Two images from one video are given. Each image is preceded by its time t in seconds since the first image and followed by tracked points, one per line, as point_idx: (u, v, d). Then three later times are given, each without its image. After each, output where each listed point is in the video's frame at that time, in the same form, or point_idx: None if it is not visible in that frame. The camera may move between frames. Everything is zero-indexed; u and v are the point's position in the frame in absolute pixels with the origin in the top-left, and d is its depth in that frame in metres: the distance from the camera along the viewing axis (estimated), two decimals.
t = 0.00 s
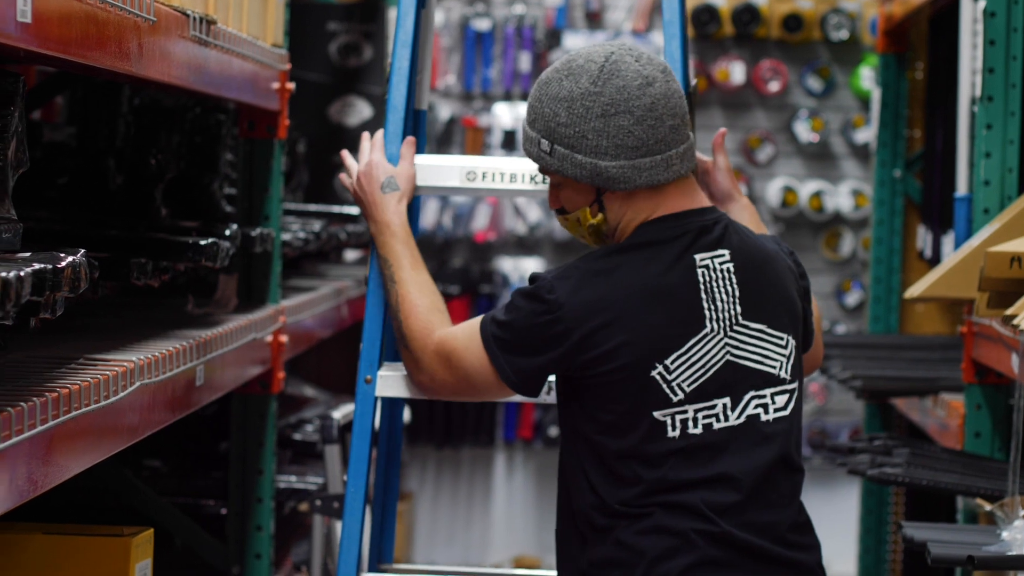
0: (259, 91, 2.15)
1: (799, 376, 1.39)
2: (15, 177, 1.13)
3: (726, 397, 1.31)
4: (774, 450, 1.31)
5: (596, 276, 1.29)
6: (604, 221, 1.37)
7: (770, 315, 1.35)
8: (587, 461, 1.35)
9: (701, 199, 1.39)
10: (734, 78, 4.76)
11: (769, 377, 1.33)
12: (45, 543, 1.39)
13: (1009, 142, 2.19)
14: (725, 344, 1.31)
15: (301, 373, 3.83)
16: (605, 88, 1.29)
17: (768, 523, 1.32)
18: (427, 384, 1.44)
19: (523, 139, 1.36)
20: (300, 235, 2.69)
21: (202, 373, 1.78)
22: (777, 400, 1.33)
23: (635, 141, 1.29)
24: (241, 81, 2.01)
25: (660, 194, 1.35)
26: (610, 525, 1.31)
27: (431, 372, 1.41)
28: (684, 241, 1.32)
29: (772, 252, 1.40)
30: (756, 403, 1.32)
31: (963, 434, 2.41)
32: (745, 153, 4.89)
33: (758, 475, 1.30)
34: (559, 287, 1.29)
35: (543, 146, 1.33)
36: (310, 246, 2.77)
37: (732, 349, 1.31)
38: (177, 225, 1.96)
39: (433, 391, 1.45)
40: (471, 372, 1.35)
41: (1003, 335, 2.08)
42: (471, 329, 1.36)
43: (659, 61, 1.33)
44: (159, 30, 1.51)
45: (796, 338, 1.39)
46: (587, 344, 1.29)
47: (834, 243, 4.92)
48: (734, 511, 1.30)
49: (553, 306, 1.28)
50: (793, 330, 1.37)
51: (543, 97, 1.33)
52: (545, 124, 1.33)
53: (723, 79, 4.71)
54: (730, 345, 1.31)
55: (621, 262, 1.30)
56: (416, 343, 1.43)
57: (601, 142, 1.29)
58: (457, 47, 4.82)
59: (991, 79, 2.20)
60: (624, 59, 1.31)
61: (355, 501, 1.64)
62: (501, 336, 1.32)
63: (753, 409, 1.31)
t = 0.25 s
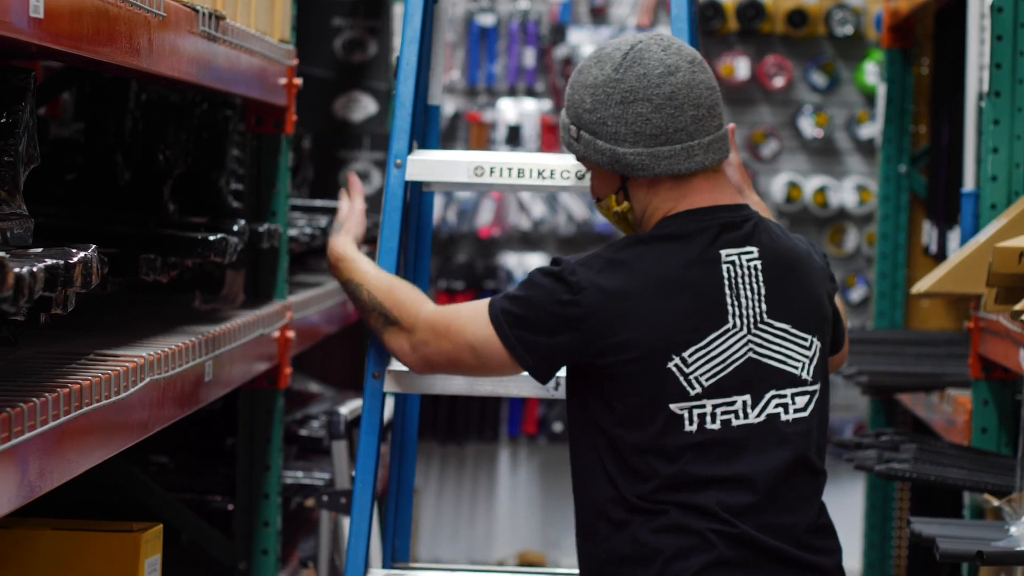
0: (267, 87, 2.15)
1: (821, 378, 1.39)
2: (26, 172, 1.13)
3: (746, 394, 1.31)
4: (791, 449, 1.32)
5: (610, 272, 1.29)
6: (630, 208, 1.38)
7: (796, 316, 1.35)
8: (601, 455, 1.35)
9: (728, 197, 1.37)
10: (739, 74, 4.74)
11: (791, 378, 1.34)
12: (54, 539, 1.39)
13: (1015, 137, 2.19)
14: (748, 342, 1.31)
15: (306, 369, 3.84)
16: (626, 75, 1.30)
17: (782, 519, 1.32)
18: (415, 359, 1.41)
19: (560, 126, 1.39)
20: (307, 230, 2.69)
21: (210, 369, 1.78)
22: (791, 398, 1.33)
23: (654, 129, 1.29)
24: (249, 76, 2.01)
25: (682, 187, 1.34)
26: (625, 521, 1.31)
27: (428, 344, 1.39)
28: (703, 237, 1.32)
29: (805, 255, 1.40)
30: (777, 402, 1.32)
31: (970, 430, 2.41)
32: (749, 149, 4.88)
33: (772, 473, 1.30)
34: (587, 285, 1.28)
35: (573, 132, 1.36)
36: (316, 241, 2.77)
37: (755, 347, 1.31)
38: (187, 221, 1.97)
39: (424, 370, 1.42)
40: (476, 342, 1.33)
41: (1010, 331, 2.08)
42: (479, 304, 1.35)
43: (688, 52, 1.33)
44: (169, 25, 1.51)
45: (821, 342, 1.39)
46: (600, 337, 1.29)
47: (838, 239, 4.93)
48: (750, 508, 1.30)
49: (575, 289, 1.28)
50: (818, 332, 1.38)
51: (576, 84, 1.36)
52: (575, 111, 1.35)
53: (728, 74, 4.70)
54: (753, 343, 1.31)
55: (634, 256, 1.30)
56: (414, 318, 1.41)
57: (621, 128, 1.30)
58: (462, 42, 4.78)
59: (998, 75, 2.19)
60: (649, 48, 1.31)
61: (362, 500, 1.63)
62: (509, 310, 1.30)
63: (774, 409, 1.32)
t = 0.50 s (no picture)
0: (264, 87, 2.15)
1: (818, 379, 1.38)
2: (28, 173, 1.13)
3: (739, 394, 1.31)
4: (783, 451, 1.32)
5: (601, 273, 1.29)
6: (626, 207, 1.39)
7: (791, 317, 1.34)
8: (601, 459, 1.36)
9: (723, 198, 1.37)
10: (734, 73, 4.74)
11: (784, 378, 1.33)
12: (55, 539, 1.39)
13: (1013, 138, 2.19)
14: (740, 342, 1.31)
15: (302, 369, 3.84)
16: (617, 74, 1.30)
17: (778, 521, 1.32)
18: (403, 355, 1.40)
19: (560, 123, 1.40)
20: (305, 230, 2.70)
21: (210, 370, 1.78)
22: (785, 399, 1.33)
23: (643, 129, 1.29)
24: (247, 76, 2.01)
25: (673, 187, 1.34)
26: (625, 523, 1.32)
27: (416, 338, 1.38)
28: (695, 235, 1.31)
29: (806, 254, 1.38)
30: (771, 403, 1.32)
31: (968, 430, 2.41)
32: (746, 149, 4.88)
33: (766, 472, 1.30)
34: (578, 281, 1.28)
35: (569, 129, 1.37)
36: (314, 242, 2.77)
37: (748, 347, 1.31)
38: (186, 222, 1.97)
39: (411, 366, 1.40)
40: (463, 333, 1.32)
41: (1009, 331, 2.08)
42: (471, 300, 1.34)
43: (685, 52, 1.32)
44: (170, 25, 1.51)
45: (820, 343, 1.38)
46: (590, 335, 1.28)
47: (834, 239, 4.92)
48: (745, 510, 1.30)
49: (565, 283, 1.28)
50: (815, 332, 1.37)
51: (574, 82, 1.36)
52: (571, 109, 1.36)
53: (723, 75, 4.70)
54: (746, 343, 1.31)
55: (626, 255, 1.30)
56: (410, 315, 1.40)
57: (611, 127, 1.31)
58: (459, 43, 4.80)
59: (996, 75, 2.20)
60: (644, 48, 1.31)
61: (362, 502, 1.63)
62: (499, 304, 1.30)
63: (768, 409, 1.32)
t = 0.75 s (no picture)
0: (264, 85, 2.14)
1: (795, 374, 1.31)
2: (30, 171, 1.13)
3: (709, 392, 1.26)
4: (756, 450, 1.26)
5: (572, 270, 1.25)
6: (595, 204, 1.35)
7: (762, 311, 1.28)
8: (574, 459, 1.30)
9: (691, 194, 1.31)
10: (731, 72, 4.74)
11: (756, 375, 1.28)
12: (57, 538, 1.39)
13: (1012, 136, 2.20)
14: (709, 339, 1.26)
15: (299, 367, 3.84)
16: (581, 70, 1.26)
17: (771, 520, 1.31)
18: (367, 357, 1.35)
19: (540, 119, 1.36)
20: (303, 228, 2.70)
21: (210, 368, 1.78)
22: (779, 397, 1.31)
23: (605, 126, 1.25)
24: (247, 74, 2.00)
25: (637, 185, 1.29)
26: (600, 523, 1.27)
27: (382, 339, 1.33)
28: (662, 230, 1.26)
29: (782, 249, 1.31)
30: (742, 400, 1.27)
31: (966, 428, 2.40)
32: (743, 147, 4.88)
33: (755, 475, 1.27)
34: (545, 281, 1.23)
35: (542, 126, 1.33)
36: (313, 240, 2.77)
37: (717, 344, 1.26)
38: (185, 220, 1.96)
39: (375, 371, 1.35)
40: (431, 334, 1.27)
41: (1009, 329, 2.08)
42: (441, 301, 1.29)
43: (651, 49, 1.27)
44: (171, 24, 1.51)
45: (795, 338, 1.31)
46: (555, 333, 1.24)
47: (831, 237, 4.93)
48: (719, 508, 1.26)
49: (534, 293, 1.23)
50: (791, 327, 1.30)
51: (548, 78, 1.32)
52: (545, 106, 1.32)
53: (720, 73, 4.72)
54: (715, 340, 1.26)
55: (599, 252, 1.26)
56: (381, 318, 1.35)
57: (575, 124, 1.27)
58: (455, 41, 4.81)
59: (994, 73, 2.20)
60: (610, 44, 1.26)
61: (362, 500, 1.64)
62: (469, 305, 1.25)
63: (738, 406, 1.26)
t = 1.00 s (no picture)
0: (265, 83, 2.15)
1: (758, 366, 1.32)
2: (34, 169, 1.13)
3: (666, 386, 1.28)
4: (716, 441, 1.28)
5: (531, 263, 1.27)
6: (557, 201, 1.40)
7: (720, 305, 1.29)
8: (558, 454, 1.33)
9: (651, 190, 1.34)
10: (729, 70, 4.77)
11: (715, 369, 1.29)
12: (60, 536, 1.39)
13: (1012, 134, 2.20)
14: (665, 334, 1.27)
15: (299, 365, 3.83)
16: (540, 67, 1.30)
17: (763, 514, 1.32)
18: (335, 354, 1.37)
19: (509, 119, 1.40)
20: (303, 226, 2.70)
21: (212, 365, 1.79)
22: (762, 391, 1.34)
23: (563, 120, 1.28)
24: (249, 72, 2.01)
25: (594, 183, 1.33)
26: (578, 515, 1.30)
27: (351, 335, 1.36)
28: (614, 227, 1.29)
29: (743, 245, 1.32)
30: (700, 394, 1.28)
31: (966, 426, 2.40)
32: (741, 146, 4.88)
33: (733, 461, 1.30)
34: (504, 274, 1.26)
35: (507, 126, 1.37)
36: (314, 237, 2.78)
37: (673, 339, 1.28)
38: (188, 218, 1.97)
39: (343, 366, 1.37)
40: (397, 329, 1.30)
41: (1009, 328, 2.08)
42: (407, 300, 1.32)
43: (612, 46, 1.30)
44: (173, 21, 1.51)
45: (762, 334, 1.31)
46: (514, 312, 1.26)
47: (829, 236, 4.93)
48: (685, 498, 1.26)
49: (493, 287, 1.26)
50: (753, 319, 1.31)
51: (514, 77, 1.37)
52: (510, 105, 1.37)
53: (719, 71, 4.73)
54: (671, 335, 1.28)
55: (559, 247, 1.29)
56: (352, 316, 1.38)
57: (535, 120, 1.31)
58: (454, 39, 4.81)
59: (994, 72, 2.20)
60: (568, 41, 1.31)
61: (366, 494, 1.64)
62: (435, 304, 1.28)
63: (696, 400, 1.28)
